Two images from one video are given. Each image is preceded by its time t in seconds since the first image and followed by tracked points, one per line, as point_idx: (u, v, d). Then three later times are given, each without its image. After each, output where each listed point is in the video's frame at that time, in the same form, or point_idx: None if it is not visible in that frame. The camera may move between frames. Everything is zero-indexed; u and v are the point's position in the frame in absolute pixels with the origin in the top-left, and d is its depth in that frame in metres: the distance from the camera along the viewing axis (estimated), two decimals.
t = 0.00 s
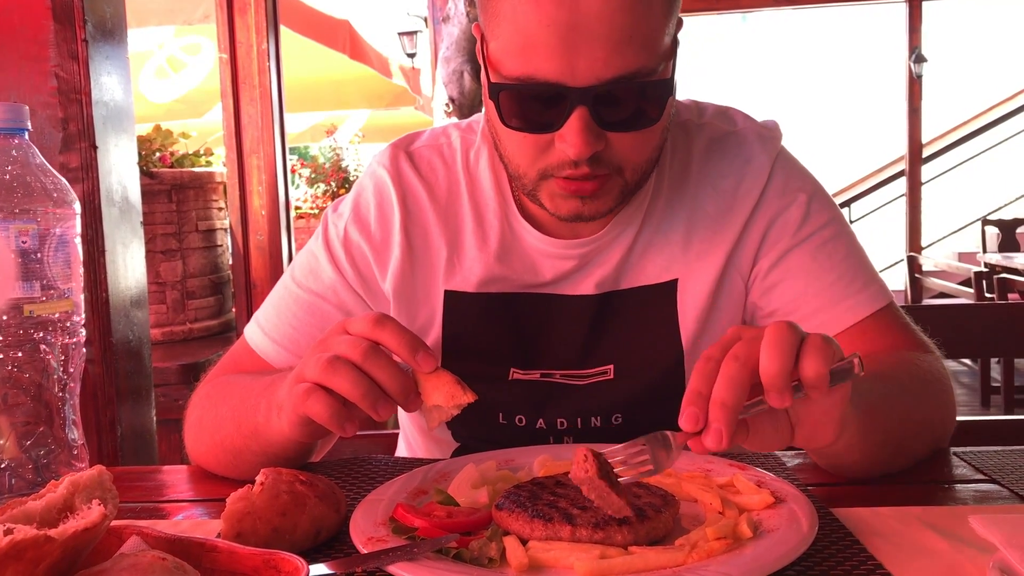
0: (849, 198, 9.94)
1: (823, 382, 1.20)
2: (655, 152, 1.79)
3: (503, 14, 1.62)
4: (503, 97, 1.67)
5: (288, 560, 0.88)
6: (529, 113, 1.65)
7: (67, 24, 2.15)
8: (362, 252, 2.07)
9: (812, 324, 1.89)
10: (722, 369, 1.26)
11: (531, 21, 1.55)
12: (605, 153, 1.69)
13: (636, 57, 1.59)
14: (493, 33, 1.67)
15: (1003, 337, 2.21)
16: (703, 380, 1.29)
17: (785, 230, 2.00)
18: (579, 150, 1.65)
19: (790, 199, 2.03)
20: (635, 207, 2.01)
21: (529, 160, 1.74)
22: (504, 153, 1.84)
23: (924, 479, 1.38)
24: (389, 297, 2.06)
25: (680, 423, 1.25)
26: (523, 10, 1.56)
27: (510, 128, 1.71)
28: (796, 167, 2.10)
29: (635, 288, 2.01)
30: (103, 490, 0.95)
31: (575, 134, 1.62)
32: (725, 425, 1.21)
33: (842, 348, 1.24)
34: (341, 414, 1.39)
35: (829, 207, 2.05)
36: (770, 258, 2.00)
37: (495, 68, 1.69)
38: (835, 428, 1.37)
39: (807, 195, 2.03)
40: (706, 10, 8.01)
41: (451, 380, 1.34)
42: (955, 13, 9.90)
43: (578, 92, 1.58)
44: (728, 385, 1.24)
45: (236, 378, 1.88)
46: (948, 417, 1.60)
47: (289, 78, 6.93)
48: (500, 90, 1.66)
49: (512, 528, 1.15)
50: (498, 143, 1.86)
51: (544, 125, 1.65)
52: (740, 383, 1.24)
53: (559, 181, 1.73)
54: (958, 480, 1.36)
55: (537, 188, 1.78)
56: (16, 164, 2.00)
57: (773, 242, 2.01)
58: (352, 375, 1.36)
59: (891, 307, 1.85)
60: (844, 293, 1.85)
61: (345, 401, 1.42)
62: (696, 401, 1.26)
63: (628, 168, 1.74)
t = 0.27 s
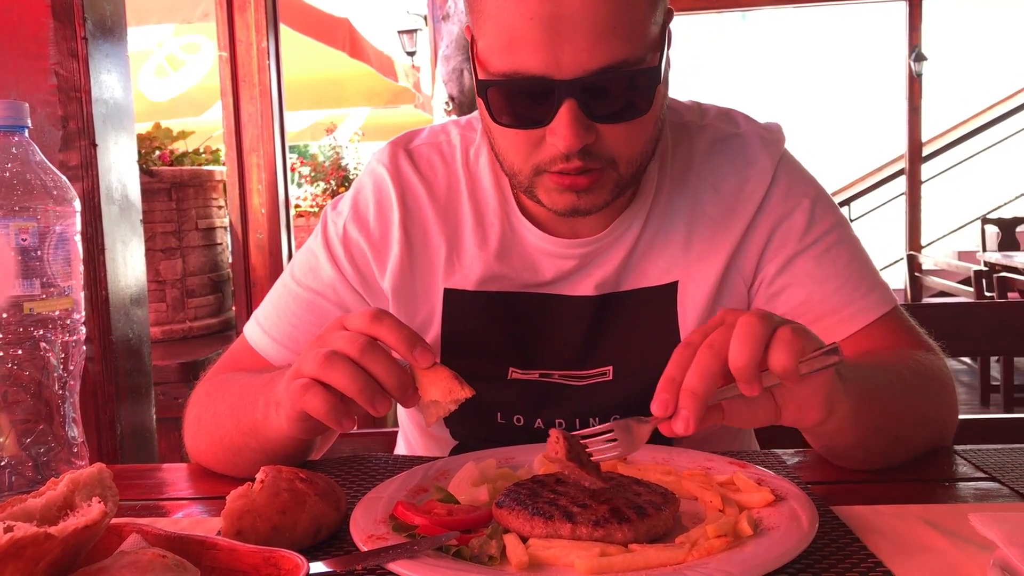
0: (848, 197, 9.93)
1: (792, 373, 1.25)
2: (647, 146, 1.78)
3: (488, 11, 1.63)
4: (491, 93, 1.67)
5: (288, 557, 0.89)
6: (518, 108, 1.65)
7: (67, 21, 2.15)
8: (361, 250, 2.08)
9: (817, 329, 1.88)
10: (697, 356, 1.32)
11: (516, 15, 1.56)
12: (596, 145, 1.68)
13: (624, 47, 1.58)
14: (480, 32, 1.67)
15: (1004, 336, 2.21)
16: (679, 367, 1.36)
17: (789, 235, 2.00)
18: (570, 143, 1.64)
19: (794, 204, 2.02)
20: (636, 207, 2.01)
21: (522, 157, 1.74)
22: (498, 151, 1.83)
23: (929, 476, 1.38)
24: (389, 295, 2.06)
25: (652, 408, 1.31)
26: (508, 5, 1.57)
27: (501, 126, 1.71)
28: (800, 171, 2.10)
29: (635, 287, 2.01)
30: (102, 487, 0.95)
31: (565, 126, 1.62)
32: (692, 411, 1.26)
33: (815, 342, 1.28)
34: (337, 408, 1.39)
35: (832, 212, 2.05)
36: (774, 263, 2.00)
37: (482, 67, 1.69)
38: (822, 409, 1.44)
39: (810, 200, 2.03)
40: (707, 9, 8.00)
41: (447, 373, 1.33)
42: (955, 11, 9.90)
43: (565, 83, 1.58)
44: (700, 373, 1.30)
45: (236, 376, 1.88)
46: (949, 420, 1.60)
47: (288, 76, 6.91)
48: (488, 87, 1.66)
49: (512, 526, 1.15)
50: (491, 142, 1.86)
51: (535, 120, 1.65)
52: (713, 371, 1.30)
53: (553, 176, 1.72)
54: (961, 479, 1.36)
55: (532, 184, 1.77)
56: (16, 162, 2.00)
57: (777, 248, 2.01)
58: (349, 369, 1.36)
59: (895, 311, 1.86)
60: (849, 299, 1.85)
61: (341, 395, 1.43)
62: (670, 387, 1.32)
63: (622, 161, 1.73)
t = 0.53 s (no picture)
0: (848, 196, 9.93)
1: (763, 377, 1.24)
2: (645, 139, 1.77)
3: (481, 9, 1.63)
4: (487, 88, 1.67)
5: (288, 555, 0.89)
6: (514, 102, 1.65)
7: (67, 20, 2.15)
8: (362, 249, 2.08)
9: (804, 318, 1.88)
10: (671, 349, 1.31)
11: (508, 12, 1.56)
12: (592, 139, 1.68)
13: (618, 38, 1.58)
14: (475, 27, 1.68)
15: (1003, 335, 2.21)
16: (650, 358, 1.34)
17: (781, 226, 2.00)
18: (565, 136, 1.64)
19: (787, 193, 2.02)
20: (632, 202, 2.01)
21: (519, 152, 1.74)
22: (496, 148, 1.84)
23: (920, 475, 1.38)
24: (390, 293, 2.06)
25: (619, 395, 1.29)
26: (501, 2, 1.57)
27: (497, 122, 1.72)
28: (796, 163, 2.10)
29: (635, 284, 2.01)
30: (103, 485, 0.95)
31: (561, 119, 1.62)
32: (661, 403, 1.25)
33: (788, 347, 1.28)
34: (339, 406, 1.39)
35: (827, 202, 2.04)
36: (764, 254, 2.00)
37: (478, 63, 1.70)
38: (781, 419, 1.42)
39: (805, 189, 2.03)
40: (707, 8, 8.00)
41: (448, 371, 1.33)
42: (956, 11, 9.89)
43: (559, 76, 1.58)
44: (673, 366, 1.28)
45: (237, 374, 1.88)
46: (938, 415, 1.61)
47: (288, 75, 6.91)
48: (482, 81, 1.66)
49: (513, 524, 1.15)
50: (490, 138, 1.87)
51: (530, 114, 1.66)
52: (685, 367, 1.29)
53: (550, 170, 1.72)
54: (959, 476, 1.36)
55: (530, 179, 1.78)
56: (17, 160, 2.00)
57: (768, 238, 2.01)
58: (350, 368, 1.36)
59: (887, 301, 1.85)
60: (838, 289, 1.85)
61: (343, 394, 1.43)
62: (639, 376, 1.31)
63: (619, 154, 1.73)
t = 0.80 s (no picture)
0: (849, 195, 9.93)
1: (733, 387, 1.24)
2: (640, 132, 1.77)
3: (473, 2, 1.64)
4: (477, 81, 1.67)
5: (288, 554, 0.90)
6: (505, 95, 1.65)
7: (67, 18, 2.15)
8: (361, 248, 2.08)
9: (804, 318, 1.88)
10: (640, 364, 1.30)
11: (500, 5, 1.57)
12: (583, 131, 1.67)
13: (607, 28, 1.59)
14: (467, 22, 1.69)
15: (1003, 334, 2.20)
16: (622, 373, 1.33)
17: (780, 225, 1.99)
18: (556, 128, 1.63)
19: (785, 193, 2.02)
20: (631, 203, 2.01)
21: (513, 146, 1.74)
22: (490, 142, 1.84)
23: (921, 473, 1.38)
24: (389, 293, 2.06)
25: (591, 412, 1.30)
26: None
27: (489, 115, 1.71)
28: (794, 162, 2.09)
29: (633, 283, 2.02)
30: (103, 484, 0.95)
31: (551, 110, 1.62)
32: (632, 419, 1.26)
33: (754, 355, 1.28)
34: (332, 397, 1.39)
35: (826, 201, 2.04)
36: (764, 254, 1.99)
37: (471, 58, 1.70)
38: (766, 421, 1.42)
39: (803, 188, 2.02)
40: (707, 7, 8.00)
41: (440, 359, 1.34)
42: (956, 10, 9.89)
43: (549, 67, 1.58)
44: (644, 381, 1.28)
45: (236, 373, 1.88)
46: (938, 415, 1.60)
47: (288, 74, 6.92)
48: (473, 74, 1.66)
49: (512, 523, 1.15)
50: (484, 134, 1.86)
51: (522, 106, 1.65)
52: (657, 381, 1.28)
53: (543, 163, 1.72)
54: (958, 476, 1.36)
55: (524, 173, 1.77)
56: (17, 159, 1.99)
57: (767, 237, 2.00)
58: (344, 357, 1.36)
59: (888, 300, 1.85)
60: (837, 289, 1.84)
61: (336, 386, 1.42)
62: (611, 393, 1.31)
63: (612, 147, 1.72)
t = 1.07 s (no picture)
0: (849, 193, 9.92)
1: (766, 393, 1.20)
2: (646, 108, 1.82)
3: None
4: (487, 47, 1.72)
5: (289, 552, 0.90)
6: (513, 62, 1.71)
7: (67, 16, 2.14)
8: (361, 245, 2.08)
9: (806, 319, 1.88)
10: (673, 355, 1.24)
11: None
12: (592, 98, 1.73)
13: None
14: None
15: (1004, 333, 2.20)
16: (651, 362, 1.28)
17: (781, 227, 1.99)
18: (565, 92, 1.69)
19: (786, 194, 2.02)
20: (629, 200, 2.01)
21: (518, 116, 1.77)
22: (490, 120, 1.88)
23: (921, 472, 1.38)
24: (388, 289, 2.06)
25: (619, 399, 1.24)
26: None
27: (495, 85, 1.76)
28: (796, 163, 2.10)
29: (633, 282, 2.01)
30: (104, 481, 0.95)
31: (561, 72, 1.68)
32: (659, 411, 1.21)
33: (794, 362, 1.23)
34: (287, 393, 1.40)
35: (827, 202, 2.04)
36: (766, 255, 1.99)
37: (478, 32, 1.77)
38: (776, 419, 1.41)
39: (804, 190, 2.02)
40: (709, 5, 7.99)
41: (393, 340, 1.28)
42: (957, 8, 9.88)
43: (560, 29, 1.65)
44: (674, 375, 1.22)
45: (234, 372, 1.88)
46: (938, 416, 1.60)
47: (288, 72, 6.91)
48: (483, 38, 1.72)
49: (513, 521, 1.15)
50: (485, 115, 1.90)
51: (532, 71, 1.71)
52: (688, 375, 1.23)
53: (548, 133, 1.76)
54: (955, 474, 1.35)
55: (526, 147, 1.80)
56: (17, 156, 1.99)
57: (769, 239, 2.00)
58: (294, 351, 1.37)
59: (888, 301, 1.85)
60: (839, 290, 1.85)
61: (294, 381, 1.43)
62: (640, 380, 1.25)
63: (619, 118, 1.77)
